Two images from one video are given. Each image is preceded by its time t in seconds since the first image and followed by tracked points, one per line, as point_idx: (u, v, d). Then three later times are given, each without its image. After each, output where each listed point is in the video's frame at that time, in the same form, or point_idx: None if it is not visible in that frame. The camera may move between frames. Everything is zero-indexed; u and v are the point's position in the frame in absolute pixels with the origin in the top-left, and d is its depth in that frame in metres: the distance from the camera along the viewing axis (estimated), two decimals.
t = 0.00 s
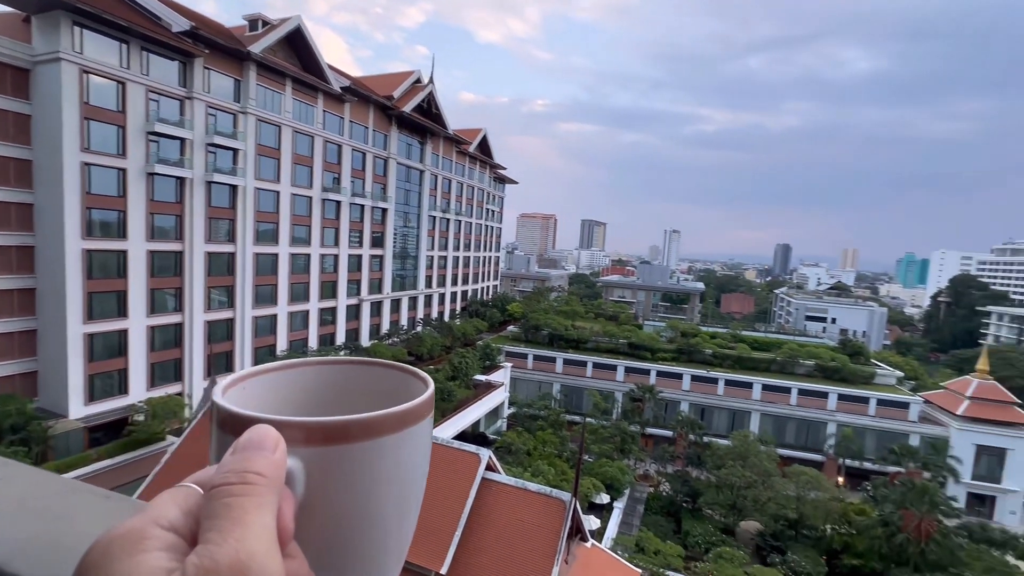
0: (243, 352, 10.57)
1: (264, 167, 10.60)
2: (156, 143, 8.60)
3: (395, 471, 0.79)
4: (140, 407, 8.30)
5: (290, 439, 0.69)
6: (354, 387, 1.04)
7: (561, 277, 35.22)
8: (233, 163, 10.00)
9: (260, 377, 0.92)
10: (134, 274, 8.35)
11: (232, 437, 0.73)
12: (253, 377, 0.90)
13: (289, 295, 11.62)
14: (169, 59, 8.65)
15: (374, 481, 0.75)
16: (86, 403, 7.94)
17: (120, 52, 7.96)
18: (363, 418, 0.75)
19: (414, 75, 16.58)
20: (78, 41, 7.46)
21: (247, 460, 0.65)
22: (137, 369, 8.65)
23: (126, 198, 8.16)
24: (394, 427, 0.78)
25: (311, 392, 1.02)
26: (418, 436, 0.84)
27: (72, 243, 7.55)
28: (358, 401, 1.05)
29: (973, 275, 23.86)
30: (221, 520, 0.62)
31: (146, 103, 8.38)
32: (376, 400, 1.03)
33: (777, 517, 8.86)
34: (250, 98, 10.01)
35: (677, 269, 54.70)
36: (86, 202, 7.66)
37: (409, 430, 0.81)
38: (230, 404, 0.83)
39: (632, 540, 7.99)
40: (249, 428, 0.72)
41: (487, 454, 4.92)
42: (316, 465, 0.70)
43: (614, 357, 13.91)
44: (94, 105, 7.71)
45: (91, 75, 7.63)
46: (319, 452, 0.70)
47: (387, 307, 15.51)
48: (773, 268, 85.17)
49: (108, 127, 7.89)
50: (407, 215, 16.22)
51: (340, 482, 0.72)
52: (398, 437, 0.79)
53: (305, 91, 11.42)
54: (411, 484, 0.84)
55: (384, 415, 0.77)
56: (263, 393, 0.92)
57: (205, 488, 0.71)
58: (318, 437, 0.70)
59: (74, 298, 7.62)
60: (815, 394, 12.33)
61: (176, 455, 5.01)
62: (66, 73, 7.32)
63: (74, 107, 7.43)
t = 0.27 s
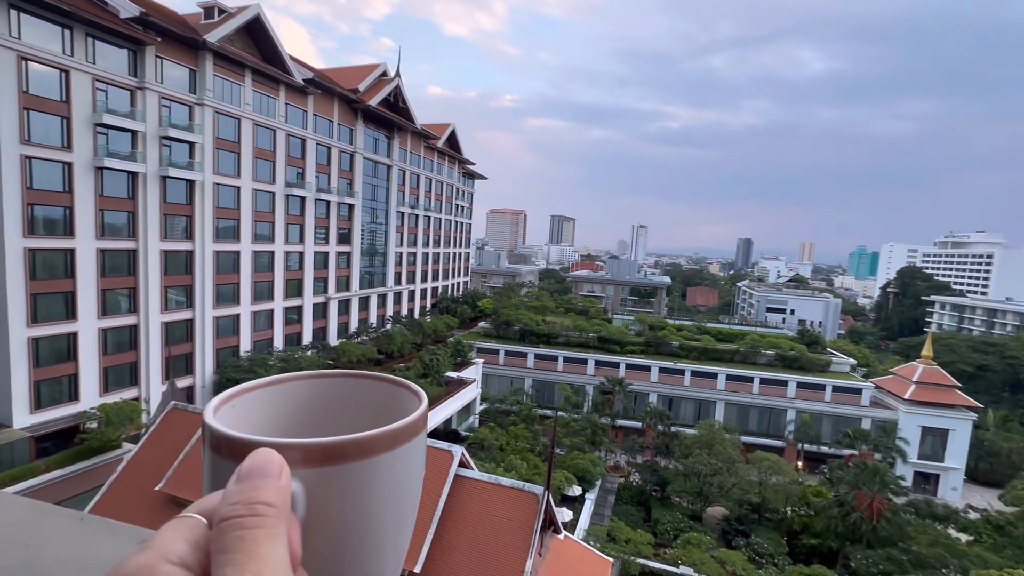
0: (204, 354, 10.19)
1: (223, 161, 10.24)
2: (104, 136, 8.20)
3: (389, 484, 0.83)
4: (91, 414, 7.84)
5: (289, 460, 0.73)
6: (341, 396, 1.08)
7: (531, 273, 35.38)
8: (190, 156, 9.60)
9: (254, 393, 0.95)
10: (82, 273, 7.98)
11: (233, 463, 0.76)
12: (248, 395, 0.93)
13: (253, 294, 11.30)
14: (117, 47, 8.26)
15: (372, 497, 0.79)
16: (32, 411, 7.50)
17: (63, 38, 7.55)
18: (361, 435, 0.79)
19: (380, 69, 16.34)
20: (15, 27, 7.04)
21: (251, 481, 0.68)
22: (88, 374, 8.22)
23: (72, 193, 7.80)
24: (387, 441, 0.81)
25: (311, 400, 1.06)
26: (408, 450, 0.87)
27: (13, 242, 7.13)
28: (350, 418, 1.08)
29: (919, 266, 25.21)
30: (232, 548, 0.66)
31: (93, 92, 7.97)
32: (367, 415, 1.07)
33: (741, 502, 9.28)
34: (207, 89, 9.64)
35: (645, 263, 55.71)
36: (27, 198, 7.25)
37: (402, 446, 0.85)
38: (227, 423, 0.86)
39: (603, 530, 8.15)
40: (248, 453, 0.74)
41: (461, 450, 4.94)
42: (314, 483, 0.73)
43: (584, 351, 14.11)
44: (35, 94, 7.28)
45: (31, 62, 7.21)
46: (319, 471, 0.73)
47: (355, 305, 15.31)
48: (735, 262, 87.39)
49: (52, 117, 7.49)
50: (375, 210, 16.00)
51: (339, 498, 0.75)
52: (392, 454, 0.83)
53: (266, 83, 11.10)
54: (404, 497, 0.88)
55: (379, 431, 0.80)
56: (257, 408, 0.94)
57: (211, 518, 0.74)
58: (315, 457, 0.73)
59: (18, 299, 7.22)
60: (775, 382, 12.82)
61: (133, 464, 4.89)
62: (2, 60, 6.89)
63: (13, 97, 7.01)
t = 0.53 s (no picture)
0: (176, 357, 9.95)
1: (194, 158, 10.00)
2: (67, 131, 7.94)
3: (378, 484, 0.85)
4: (55, 420, 7.58)
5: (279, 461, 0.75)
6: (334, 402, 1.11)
7: (512, 271, 35.43)
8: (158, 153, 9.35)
9: (245, 395, 0.97)
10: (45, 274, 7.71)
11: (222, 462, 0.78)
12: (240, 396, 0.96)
13: (227, 294, 11.08)
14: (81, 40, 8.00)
15: (359, 498, 0.81)
16: None
17: (21, 29, 7.28)
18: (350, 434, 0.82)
19: (357, 65, 16.17)
20: None
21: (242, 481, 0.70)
22: (52, 378, 7.95)
23: (34, 189, 7.56)
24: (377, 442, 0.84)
25: (303, 402, 1.08)
26: (398, 451, 0.89)
27: None
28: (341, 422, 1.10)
29: (886, 262, 26.03)
30: (222, 548, 0.68)
31: (54, 86, 7.71)
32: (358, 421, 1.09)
33: (718, 495, 9.50)
34: (177, 83, 9.39)
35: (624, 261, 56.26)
36: None
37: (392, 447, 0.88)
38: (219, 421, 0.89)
39: (585, 525, 8.23)
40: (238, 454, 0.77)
41: (442, 448, 4.94)
42: (304, 482, 0.76)
43: (565, 349, 14.21)
44: None
45: None
46: (307, 472, 0.76)
47: (334, 305, 15.14)
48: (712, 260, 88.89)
49: (11, 112, 7.24)
50: (353, 209, 15.85)
51: (327, 498, 0.78)
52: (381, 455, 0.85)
53: (238, 78, 10.88)
54: (393, 500, 0.90)
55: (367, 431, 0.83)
56: (251, 408, 0.98)
57: (201, 520, 0.76)
58: (305, 457, 0.76)
59: None
60: (750, 376, 13.12)
61: (105, 467, 4.79)
62: None
63: None
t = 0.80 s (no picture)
0: (166, 359, 9.86)
1: (183, 158, 9.93)
2: (53, 131, 7.86)
3: (373, 490, 0.83)
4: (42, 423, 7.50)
5: (269, 453, 0.76)
6: (353, 398, 1.11)
7: (504, 271, 35.44)
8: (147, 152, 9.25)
9: (268, 391, 0.99)
10: (30, 276, 7.62)
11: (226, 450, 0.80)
12: (262, 390, 0.99)
13: (217, 295, 11.01)
14: (68, 38, 7.93)
15: (348, 501, 0.80)
16: None
17: (6, 28, 7.20)
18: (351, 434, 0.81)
19: (348, 65, 16.12)
20: None
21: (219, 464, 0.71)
22: (39, 381, 7.87)
23: (19, 190, 7.47)
24: (375, 446, 0.82)
25: (326, 399, 1.10)
26: (398, 457, 0.87)
27: None
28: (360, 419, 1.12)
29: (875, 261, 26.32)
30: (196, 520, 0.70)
31: (40, 84, 7.63)
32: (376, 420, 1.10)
33: (710, 492, 9.65)
34: (165, 82, 9.32)
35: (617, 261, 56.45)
36: None
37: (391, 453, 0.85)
38: (243, 419, 0.93)
39: (578, 524, 8.25)
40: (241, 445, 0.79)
41: (435, 450, 4.95)
42: (291, 477, 0.76)
43: (558, 348, 14.24)
44: None
45: None
46: (296, 466, 0.76)
47: (325, 305, 15.08)
48: (703, 259, 89.48)
49: None
50: (344, 209, 15.82)
51: (311, 495, 0.77)
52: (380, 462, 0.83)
53: (228, 78, 10.82)
54: (392, 508, 0.88)
55: (365, 432, 0.81)
56: (274, 405, 1.01)
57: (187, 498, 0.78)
58: (295, 451, 0.76)
59: None
60: (741, 375, 13.22)
61: (92, 470, 4.74)
62: None
63: None
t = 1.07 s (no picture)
0: (161, 359, 9.82)
1: (179, 158, 9.88)
2: (48, 130, 7.82)
3: (389, 493, 0.67)
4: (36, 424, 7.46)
5: (273, 430, 0.65)
6: (386, 393, 0.92)
7: (502, 271, 35.46)
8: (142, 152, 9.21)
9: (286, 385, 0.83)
10: (24, 276, 7.59)
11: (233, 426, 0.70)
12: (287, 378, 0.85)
13: (213, 295, 10.96)
14: (62, 36, 7.89)
15: (357, 501, 0.65)
16: None
17: None
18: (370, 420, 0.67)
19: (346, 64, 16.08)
20: None
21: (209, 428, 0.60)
22: (33, 382, 7.83)
23: (13, 190, 7.43)
24: (397, 436, 0.67)
25: (353, 398, 0.94)
26: (423, 459, 0.72)
27: None
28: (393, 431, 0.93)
29: (871, 261, 26.46)
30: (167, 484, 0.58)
31: (34, 84, 7.59)
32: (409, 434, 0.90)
33: (706, 491, 9.60)
34: (161, 81, 9.27)
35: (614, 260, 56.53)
36: None
37: (413, 454, 0.69)
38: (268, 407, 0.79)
39: (575, 523, 8.28)
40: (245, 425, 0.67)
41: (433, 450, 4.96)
42: (293, 462, 0.63)
43: (556, 348, 14.26)
44: None
45: None
46: (299, 449, 0.63)
47: (322, 305, 15.04)
48: (700, 259, 89.75)
49: None
50: (341, 208, 15.78)
51: (315, 485, 0.64)
52: (403, 460, 0.68)
53: (224, 77, 10.76)
54: (409, 520, 0.72)
55: (387, 418, 0.66)
56: (300, 396, 0.86)
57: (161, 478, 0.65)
58: (299, 432, 0.63)
59: None
60: (738, 374, 13.26)
61: (86, 474, 4.68)
62: None
63: None
